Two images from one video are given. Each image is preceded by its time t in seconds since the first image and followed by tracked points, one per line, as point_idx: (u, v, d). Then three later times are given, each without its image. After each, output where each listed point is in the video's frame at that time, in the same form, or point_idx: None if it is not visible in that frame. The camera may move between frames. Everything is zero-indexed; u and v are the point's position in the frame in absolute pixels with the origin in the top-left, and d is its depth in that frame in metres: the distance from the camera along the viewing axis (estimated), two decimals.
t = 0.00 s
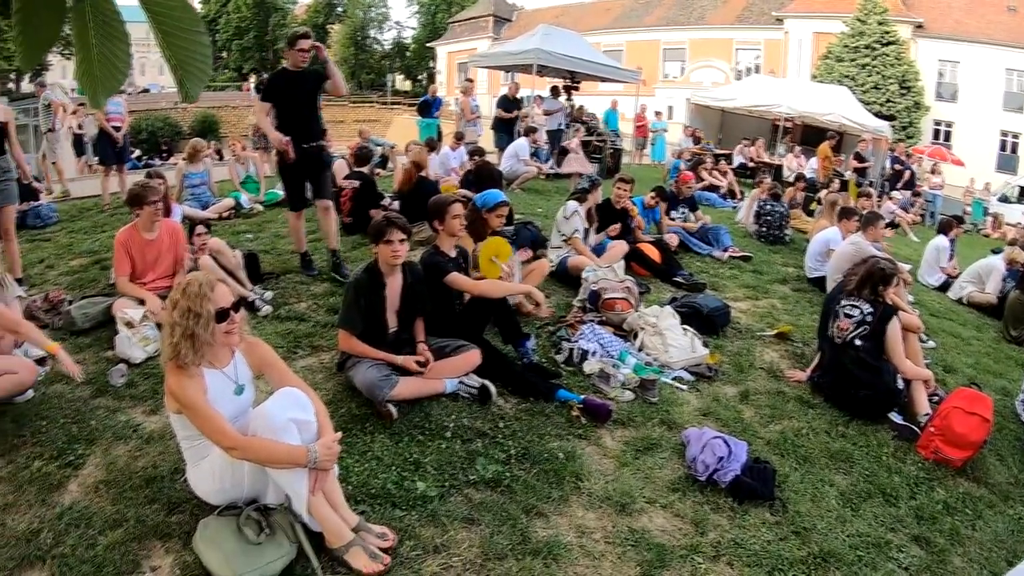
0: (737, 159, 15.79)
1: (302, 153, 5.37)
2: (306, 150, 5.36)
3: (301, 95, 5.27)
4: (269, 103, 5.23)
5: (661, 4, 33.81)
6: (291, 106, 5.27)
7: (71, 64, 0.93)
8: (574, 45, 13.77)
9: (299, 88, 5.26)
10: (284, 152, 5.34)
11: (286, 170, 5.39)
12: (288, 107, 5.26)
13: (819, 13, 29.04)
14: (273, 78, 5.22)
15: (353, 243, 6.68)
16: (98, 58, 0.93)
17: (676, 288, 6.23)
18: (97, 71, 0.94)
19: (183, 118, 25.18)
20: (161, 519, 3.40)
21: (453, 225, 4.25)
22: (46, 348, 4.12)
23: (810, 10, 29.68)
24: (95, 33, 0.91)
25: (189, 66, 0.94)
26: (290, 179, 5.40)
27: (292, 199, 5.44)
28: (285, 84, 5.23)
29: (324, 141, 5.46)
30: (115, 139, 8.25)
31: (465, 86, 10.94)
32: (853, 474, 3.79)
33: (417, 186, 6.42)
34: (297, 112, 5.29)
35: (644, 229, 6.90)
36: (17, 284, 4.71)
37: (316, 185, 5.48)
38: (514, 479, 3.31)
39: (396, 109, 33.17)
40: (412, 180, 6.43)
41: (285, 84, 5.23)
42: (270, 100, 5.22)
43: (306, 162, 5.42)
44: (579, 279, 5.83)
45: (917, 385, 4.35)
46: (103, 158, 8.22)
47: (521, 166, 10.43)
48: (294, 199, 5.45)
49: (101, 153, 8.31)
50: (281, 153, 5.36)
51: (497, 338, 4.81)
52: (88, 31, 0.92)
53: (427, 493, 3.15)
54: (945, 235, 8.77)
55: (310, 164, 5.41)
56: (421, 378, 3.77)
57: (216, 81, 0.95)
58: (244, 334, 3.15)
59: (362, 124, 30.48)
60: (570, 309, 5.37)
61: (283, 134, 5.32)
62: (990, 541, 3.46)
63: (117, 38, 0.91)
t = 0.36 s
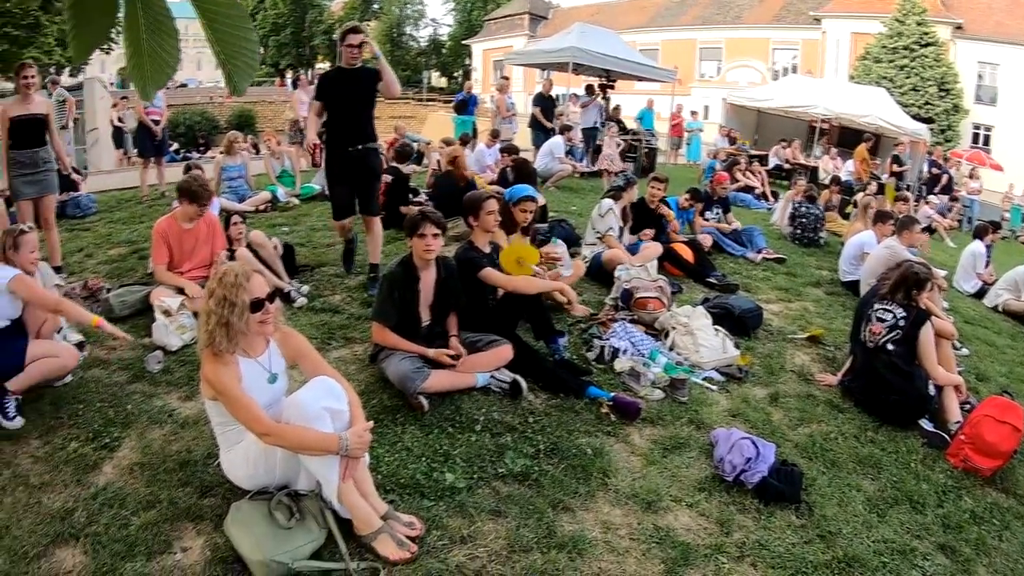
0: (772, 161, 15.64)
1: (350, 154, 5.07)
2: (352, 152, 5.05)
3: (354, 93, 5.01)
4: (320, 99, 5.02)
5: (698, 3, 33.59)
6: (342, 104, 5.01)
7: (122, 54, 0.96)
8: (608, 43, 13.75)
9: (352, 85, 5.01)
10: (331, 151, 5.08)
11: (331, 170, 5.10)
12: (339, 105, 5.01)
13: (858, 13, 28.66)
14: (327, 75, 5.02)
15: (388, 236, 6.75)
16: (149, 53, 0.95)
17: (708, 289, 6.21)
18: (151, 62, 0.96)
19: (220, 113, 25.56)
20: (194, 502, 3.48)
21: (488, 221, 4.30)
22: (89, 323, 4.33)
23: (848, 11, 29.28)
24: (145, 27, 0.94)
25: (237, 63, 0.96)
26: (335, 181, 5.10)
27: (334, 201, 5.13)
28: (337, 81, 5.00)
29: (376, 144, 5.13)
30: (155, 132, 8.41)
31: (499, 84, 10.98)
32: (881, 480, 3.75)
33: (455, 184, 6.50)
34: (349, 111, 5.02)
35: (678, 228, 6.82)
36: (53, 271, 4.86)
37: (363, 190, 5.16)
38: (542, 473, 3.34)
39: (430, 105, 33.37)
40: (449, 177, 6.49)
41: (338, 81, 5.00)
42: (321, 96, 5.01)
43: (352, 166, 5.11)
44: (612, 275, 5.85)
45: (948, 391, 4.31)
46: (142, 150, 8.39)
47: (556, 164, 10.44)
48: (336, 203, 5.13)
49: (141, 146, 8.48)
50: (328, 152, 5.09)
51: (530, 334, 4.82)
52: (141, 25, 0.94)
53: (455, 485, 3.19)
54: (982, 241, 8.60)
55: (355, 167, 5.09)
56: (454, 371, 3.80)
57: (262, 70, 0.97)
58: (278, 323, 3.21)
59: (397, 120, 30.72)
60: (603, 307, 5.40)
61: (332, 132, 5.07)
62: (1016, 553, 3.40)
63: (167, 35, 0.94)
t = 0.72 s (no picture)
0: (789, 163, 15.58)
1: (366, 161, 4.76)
2: (369, 158, 4.75)
3: (370, 93, 4.62)
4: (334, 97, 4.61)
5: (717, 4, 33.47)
6: (359, 105, 4.63)
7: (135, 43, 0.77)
8: (626, 43, 13.76)
9: (369, 84, 4.61)
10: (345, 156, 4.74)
11: (344, 177, 4.78)
12: (355, 106, 4.63)
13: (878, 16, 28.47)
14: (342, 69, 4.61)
15: (404, 233, 6.80)
16: (171, 48, 0.75)
17: (724, 290, 6.20)
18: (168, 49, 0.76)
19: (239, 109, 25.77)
20: (209, 489, 3.55)
21: (507, 220, 4.31)
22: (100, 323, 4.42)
23: (867, 14, 29.13)
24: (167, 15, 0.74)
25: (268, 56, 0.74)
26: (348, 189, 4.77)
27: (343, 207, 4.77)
28: (353, 77, 4.57)
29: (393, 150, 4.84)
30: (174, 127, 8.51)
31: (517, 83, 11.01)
32: (891, 483, 3.75)
33: (473, 182, 6.53)
34: (365, 112, 4.67)
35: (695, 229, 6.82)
36: (74, 261, 4.95)
37: (378, 197, 4.93)
38: (554, 468, 3.36)
39: (447, 104, 33.46)
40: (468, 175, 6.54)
41: (354, 77, 4.57)
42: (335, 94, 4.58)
43: (367, 173, 4.80)
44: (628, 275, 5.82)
45: (961, 396, 4.30)
46: (161, 144, 8.49)
47: (573, 163, 10.49)
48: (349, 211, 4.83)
49: (160, 140, 8.57)
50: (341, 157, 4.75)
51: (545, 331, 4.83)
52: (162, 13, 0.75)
53: (467, 478, 3.22)
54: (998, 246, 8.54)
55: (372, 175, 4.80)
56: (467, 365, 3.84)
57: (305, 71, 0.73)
58: (297, 316, 3.25)
59: (414, 118, 30.83)
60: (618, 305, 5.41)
61: (346, 134, 4.72)
62: None
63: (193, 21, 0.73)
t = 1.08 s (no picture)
0: (803, 166, 15.54)
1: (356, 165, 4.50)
2: (362, 160, 4.49)
3: (363, 91, 4.39)
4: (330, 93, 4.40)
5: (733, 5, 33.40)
6: (356, 102, 4.42)
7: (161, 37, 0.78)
8: (642, 43, 13.77)
9: (364, 82, 4.40)
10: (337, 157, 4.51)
11: (337, 179, 4.54)
12: (350, 103, 4.42)
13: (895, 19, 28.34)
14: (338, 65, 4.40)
15: (418, 230, 6.83)
16: (192, 42, 0.78)
17: (737, 292, 6.17)
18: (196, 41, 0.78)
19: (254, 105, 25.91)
20: (222, 480, 3.59)
21: (525, 221, 4.33)
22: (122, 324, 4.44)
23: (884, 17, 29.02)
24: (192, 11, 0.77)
25: (292, 54, 0.77)
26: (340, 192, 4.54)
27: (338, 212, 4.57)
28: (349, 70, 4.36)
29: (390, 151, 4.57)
30: (190, 122, 8.58)
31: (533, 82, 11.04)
32: (900, 487, 3.74)
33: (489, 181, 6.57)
34: (360, 110, 4.44)
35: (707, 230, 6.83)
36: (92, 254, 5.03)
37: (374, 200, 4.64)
38: (564, 466, 3.37)
39: (462, 103, 33.52)
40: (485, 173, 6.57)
41: (349, 70, 4.34)
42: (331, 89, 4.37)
43: (362, 175, 4.54)
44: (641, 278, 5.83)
45: (972, 402, 4.29)
46: (177, 139, 8.56)
47: (587, 163, 10.50)
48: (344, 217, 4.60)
49: (176, 135, 8.64)
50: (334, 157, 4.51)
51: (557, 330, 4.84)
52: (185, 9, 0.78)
53: (478, 473, 3.24)
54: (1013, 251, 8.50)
55: (364, 179, 4.52)
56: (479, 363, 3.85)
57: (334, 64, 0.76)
58: (311, 310, 3.26)
59: (429, 116, 30.91)
60: (630, 305, 5.42)
61: (341, 134, 4.48)
62: None
63: (219, 19, 0.75)
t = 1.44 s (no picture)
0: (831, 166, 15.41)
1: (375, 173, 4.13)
2: (383, 170, 4.15)
3: (387, 92, 4.05)
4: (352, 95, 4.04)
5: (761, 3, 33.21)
6: (378, 105, 4.07)
7: (210, 37, 0.92)
8: (669, 41, 13.73)
9: (388, 82, 4.04)
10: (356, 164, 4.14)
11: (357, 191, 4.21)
12: (373, 106, 4.07)
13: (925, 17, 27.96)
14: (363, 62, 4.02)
15: (446, 226, 6.89)
16: (240, 37, 0.91)
17: (764, 290, 6.22)
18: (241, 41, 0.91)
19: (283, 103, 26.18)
20: (251, 468, 3.67)
21: (554, 216, 4.46)
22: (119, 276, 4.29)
23: (914, 15, 28.66)
24: (239, 12, 0.90)
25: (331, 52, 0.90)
26: (359, 201, 4.19)
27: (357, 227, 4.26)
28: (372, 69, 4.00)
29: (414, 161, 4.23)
30: (220, 119, 8.70)
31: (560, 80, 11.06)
32: (925, 488, 3.72)
33: (518, 179, 6.62)
34: (383, 113, 4.10)
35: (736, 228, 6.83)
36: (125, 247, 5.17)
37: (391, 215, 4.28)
38: (590, 460, 3.41)
39: (489, 100, 33.65)
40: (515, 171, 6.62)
41: (375, 70, 3.99)
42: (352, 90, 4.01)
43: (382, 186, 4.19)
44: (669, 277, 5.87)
45: (999, 404, 4.24)
46: (208, 136, 8.69)
47: (615, 161, 10.50)
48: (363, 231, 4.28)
49: (207, 131, 8.78)
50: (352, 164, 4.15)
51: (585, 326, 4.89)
52: (234, 9, 0.91)
53: (504, 466, 3.29)
54: None
55: (384, 190, 4.17)
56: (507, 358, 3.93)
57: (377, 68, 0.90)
58: (346, 302, 3.22)
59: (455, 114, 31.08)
60: (658, 302, 5.45)
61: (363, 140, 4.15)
62: None
63: (262, 24, 0.90)
